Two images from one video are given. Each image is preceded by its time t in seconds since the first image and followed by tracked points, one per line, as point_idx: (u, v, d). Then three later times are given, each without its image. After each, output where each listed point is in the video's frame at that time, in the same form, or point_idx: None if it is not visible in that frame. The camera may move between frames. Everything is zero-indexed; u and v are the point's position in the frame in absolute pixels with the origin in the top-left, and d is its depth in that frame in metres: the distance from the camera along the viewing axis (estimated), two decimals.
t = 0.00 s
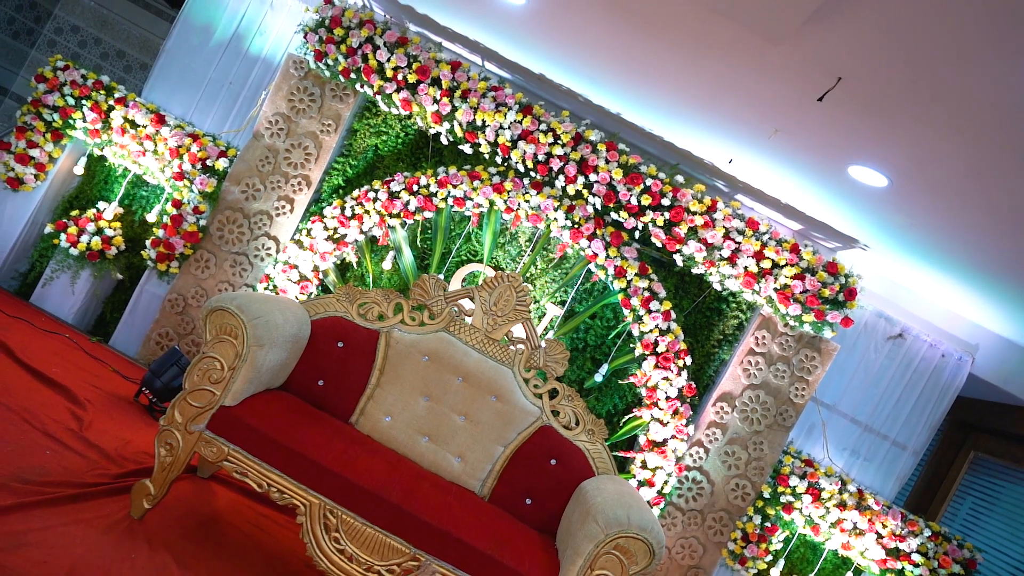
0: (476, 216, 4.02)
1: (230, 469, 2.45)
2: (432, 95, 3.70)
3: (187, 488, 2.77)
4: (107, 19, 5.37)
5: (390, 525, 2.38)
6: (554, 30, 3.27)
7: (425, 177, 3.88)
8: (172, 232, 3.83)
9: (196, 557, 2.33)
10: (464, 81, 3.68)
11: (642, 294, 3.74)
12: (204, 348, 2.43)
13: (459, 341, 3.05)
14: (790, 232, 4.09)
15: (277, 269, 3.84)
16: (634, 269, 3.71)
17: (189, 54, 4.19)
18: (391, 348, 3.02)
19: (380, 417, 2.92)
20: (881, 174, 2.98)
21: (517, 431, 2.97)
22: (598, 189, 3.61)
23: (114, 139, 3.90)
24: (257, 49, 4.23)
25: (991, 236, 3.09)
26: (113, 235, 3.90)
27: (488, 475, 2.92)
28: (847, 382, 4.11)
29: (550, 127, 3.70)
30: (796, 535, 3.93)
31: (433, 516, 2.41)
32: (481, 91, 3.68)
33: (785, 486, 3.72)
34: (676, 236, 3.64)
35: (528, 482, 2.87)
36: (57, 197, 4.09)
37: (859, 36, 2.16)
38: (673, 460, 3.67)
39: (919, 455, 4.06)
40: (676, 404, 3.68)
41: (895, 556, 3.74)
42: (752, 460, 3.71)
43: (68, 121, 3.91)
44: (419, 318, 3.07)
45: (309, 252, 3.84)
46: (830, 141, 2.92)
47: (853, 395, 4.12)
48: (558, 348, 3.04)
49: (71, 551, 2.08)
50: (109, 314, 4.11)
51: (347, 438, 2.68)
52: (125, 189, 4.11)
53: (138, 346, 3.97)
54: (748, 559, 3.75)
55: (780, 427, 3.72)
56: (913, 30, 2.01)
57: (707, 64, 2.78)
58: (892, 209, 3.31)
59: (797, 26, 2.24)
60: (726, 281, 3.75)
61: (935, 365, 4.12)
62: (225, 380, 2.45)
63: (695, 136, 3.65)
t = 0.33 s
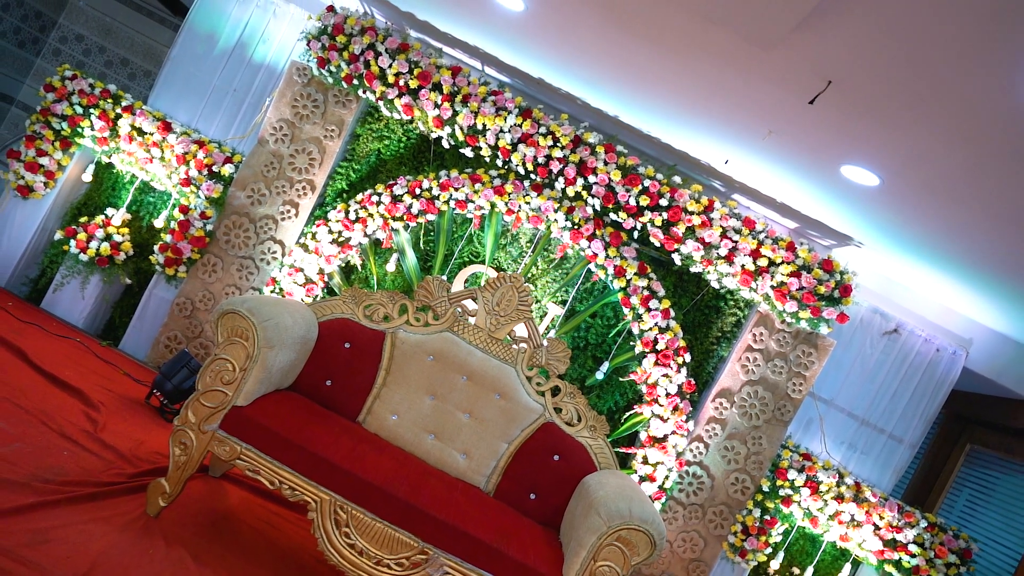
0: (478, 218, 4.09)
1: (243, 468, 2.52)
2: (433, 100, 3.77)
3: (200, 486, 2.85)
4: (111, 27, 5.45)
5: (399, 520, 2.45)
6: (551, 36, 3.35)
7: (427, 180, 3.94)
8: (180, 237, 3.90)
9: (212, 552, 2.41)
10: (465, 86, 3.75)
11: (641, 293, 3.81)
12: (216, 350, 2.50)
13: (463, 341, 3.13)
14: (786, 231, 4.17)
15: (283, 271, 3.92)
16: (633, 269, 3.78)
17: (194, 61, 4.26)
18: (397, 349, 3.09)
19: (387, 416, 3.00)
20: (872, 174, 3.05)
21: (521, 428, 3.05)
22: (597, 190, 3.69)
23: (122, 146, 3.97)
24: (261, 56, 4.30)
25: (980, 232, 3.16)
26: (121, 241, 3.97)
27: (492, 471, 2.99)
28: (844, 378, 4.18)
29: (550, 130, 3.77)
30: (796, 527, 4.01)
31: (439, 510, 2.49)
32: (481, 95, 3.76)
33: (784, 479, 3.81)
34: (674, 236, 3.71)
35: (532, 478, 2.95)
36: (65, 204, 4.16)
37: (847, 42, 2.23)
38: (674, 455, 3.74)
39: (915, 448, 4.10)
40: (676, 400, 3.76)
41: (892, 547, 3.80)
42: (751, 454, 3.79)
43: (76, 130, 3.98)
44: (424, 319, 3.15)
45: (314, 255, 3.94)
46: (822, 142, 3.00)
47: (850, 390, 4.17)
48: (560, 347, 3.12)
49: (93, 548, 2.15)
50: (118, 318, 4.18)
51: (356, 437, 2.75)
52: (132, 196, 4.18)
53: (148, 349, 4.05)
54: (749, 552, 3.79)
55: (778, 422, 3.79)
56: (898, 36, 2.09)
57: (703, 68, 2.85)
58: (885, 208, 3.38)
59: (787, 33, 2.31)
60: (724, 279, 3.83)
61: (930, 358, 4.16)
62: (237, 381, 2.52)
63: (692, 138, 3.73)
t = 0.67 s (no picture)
0: (480, 220, 4.16)
1: (254, 466, 2.59)
2: (434, 104, 3.84)
3: (211, 486, 2.91)
4: (114, 35, 5.56)
5: (407, 515, 2.52)
6: (550, 42, 3.42)
7: (429, 184, 4.01)
8: (186, 242, 3.95)
9: (224, 549, 2.47)
10: (465, 90, 3.82)
11: (641, 292, 3.89)
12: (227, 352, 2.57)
13: (467, 341, 3.19)
14: (782, 230, 4.23)
15: (288, 274, 3.98)
16: (632, 268, 3.85)
17: (198, 68, 4.33)
18: (402, 349, 3.16)
19: (393, 415, 3.06)
20: (865, 173, 3.12)
21: (524, 425, 3.11)
22: (597, 192, 3.76)
23: (129, 153, 4.03)
24: (264, 62, 4.37)
25: (971, 230, 3.23)
26: (129, 246, 4.05)
27: (496, 468, 3.05)
28: (841, 373, 4.23)
29: (549, 133, 3.83)
30: (795, 521, 4.07)
31: (446, 505, 2.56)
32: (481, 99, 3.84)
33: (782, 474, 3.86)
34: (673, 236, 3.78)
35: (536, 474, 3.01)
36: (74, 210, 4.23)
37: (837, 46, 2.30)
38: (674, 451, 3.80)
39: (912, 442, 4.16)
40: (676, 397, 3.83)
41: (889, 539, 3.88)
42: (750, 449, 3.85)
43: (84, 137, 4.06)
44: (428, 320, 3.22)
45: (319, 258, 3.99)
46: (815, 143, 3.06)
47: (847, 385, 4.22)
48: (562, 346, 3.20)
49: (110, 544, 2.22)
50: (127, 321, 4.24)
51: (364, 435, 2.82)
52: (139, 202, 4.24)
53: (156, 352, 4.11)
54: (748, 546, 3.87)
55: (776, 418, 3.86)
56: (887, 40, 2.16)
57: (698, 73, 2.92)
58: (877, 206, 3.45)
59: (779, 38, 2.38)
60: (721, 277, 3.90)
61: (926, 354, 4.22)
62: (247, 381, 2.59)
63: (688, 140, 3.79)
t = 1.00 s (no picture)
0: (483, 223, 4.36)
1: (282, 458, 2.79)
2: (437, 114, 4.05)
3: (240, 479, 3.12)
4: (124, 52, 5.78)
5: (426, 501, 2.73)
6: (545, 54, 3.62)
7: (435, 190, 4.20)
8: (205, 251, 4.17)
9: (256, 536, 2.68)
10: (466, 100, 4.02)
11: (638, 287, 4.09)
12: (255, 353, 2.77)
13: (475, 337, 3.40)
14: (772, 224, 4.42)
15: (302, 280, 4.17)
16: (630, 265, 4.06)
17: (209, 85, 4.52)
18: (415, 347, 3.37)
19: (408, 409, 3.27)
20: (845, 170, 3.31)
21: (531, 415, 3.31)
22: (594, 193, 3.96)
23: (147, 168, 4.23)
24: (272, 78, 4.55)
25: (947, 220, 3.42)
26: (150, 257, 4.25)
27: (507, 456, 3.25)
28: (831, 360, 4.40)
29: (547, 138, 4.03)
30: (790, 501, 4.27)
31: (461, 491, 2.76)
32: (482, 108, 4.03)
33: (777, 456, 4.07)
34: (667, 233, 3.98)
35: (544, 461, 3.22)
36: (95, 225, 4.40)
37: (810, 58, 2.50)
38: (674, 437, 4.02)
39: (901, 423, 4.32)
40: (674, 386, 4.03)
41: (881, 515, 4.06)
42: (746, 434, 4.05)
43: (104, 154, 4.26)
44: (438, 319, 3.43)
45: (331, 263, 4.19)
46: (797, 144, 3.26)
47: (838, 371, 4.39)
48: (565, 339, 3.38)
49: (156, 533, 2.42)
50: (149, 328, 4.43)
51: (383, 429, 3.03)
52: (157, 214, 4.39)
53: (178, 357, 4.32)
54: (747, 525, 4.05)
55: (770, 403, 4.06)
56: (855, 53, 2.36)
57: (684, 82, 3.12)
58: (859, 201, 3.64)
59: (757, 52, 2.58)
60: (715, 271, 4.10)
61: (911, 339, 4.38)
62: (274, 380, 2.80)
63: (680, 142, 3.99)
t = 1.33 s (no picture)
0: (485, 221, 4.79)
1: (326, 440, 3.21)
2: (437, 125, 4.45)
3: (287, 463, 3.54)
4: (138, 81, 6.18)
5: (453, 468, 3.15)
6: (531, 68, 4.02)
7: (440, 194, 4.60)
8: (234, 263, 4.56)
9: (308, 509, 3.10)
10: (462, 111, 4.41)
11: (630, 271, 4.50)
12: (297, 350, 3.18)
13: (485, 326, 3.82)
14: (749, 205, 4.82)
15: (324, 283, 4.59)
16: (621, 251, 4.47)
17: (225, 110, 4.92)
18: (432, 337, 3.78)
19: (430, 392, 3.69)
20: (805, 156, 3.72)
21: (540, 391, 3.73)
22: (584, 188, 4.37)
23: (177, 192, 4.63)
24: (283, 100, 4.95)
25: (899, 195, 3.82)
26: (183, 271, 4.66)
27: (520, 428, 3.68)
28: (810, 325, 4.81)
29: (538, 141, 4.43)
30: (780, 456, 4.70)
31: (483, 458, 3.19)
32: (477, 117, 4.42)
33: (765, 416, 4.51)
34: (653, 220, 4.39)
35: (553, 430, 3.64)
36: (131, 245, 4.83)
37: (760, 68, 2.90)
38: (671, 404, 4.44)
39: (877, 378, 4.74)
40: (668, 357, 4.45)
41: (861, 462, 4.48)
42: (735, 397, 4.48)
43: (137, 181, 4.66)
44: (452, 311, 3.85)
45: (350, 267, 4.60)
46: (760, 136, 3.66)
47: (817, 335, 4.81)
48: (565, 322, 3.78)
49: (227, 507, 2.85)
50: (187, 336, 4.86)
51: (410, 411, 3.46)
52: (187, 232, 4.82)
53: (216, 361, 4.74)
54: (742, 480, 4.50)
55: (756, 368, 4.49)
56: (795, 63, 2.76)
57: (656, 89, 3.53)
58: (821, 181, 4.04)
59: (714, 65, 2.99)
60: (698, 252, 4.52)
61: (882, 302, 4.78)
62: (314, 372, 3.21)
63: (659, 137, 4.39)
